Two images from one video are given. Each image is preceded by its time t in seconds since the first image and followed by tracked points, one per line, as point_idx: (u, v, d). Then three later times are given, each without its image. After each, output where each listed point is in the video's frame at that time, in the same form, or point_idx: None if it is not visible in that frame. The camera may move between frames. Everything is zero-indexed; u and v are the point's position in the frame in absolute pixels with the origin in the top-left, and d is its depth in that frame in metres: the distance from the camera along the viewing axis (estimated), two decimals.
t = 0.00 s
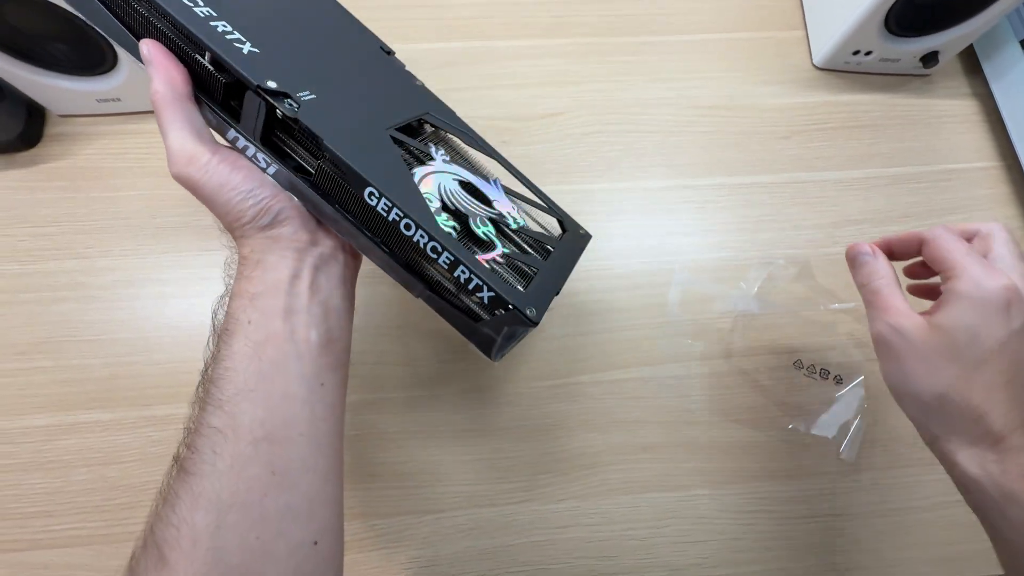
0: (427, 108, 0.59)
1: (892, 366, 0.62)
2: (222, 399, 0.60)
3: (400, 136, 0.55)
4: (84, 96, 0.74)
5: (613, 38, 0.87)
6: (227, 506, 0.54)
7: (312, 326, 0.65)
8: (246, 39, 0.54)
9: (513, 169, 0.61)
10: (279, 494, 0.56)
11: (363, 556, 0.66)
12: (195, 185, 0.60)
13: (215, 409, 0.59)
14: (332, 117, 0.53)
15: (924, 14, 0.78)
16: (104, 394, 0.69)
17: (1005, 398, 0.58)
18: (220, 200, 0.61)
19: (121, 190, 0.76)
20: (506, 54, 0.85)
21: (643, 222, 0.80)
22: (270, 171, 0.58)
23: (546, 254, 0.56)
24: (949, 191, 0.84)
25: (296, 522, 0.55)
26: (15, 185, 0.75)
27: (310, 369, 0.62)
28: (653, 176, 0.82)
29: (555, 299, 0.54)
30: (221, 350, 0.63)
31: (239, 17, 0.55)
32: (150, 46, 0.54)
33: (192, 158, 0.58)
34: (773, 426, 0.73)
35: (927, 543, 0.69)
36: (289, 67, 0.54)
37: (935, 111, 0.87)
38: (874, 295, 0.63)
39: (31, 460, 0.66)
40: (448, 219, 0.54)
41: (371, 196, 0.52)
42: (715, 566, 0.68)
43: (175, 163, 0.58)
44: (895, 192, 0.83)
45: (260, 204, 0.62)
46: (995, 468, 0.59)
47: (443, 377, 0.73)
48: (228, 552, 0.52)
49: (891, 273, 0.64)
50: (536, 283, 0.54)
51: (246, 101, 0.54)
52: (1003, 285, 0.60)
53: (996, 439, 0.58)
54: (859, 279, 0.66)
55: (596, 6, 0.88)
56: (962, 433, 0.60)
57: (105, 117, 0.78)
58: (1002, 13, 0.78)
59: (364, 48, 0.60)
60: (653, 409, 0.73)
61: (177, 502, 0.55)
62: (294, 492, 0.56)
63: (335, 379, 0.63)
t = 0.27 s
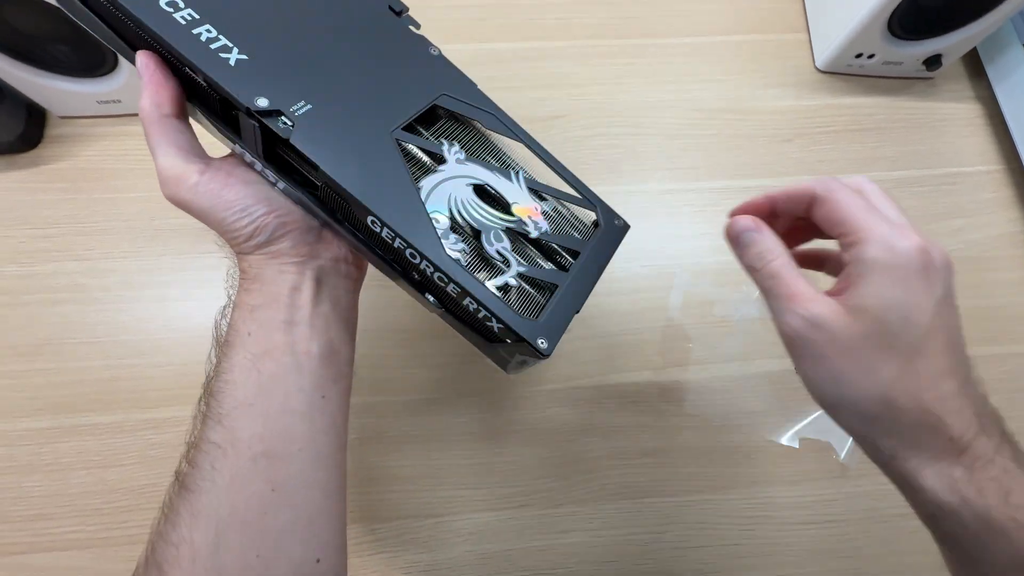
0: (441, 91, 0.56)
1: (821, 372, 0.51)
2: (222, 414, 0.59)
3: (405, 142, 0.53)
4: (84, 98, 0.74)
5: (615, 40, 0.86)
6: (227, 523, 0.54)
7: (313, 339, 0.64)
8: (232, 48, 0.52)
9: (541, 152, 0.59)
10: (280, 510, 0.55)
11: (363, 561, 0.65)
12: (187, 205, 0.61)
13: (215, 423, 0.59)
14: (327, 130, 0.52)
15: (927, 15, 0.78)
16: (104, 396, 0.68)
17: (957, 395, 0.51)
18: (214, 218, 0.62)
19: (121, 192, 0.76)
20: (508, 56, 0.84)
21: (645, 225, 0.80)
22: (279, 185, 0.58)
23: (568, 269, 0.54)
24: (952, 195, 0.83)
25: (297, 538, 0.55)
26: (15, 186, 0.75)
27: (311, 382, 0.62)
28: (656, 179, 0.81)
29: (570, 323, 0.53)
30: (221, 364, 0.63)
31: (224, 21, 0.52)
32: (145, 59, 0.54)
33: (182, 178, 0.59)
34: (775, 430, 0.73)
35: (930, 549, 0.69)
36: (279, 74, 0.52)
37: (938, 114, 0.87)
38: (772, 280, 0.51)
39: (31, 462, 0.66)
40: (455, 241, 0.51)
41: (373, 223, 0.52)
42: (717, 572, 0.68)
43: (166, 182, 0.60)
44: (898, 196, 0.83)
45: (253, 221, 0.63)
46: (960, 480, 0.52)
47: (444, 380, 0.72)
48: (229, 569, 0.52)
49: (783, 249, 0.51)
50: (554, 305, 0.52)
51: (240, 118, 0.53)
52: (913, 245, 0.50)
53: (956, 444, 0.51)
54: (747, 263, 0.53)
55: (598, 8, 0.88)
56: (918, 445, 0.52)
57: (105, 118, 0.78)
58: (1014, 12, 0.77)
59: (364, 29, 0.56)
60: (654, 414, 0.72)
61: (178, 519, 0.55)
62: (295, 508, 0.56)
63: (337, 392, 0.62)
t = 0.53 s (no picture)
0: (450, 80, 0.55)
1: (686, 377, 0.51)
2: (229, 427, 0.60)
3: (413, 145, 0.52)
4: (87, 100, 0.74)
5: (618, 44, 0.87)
6: (235, 540, 0.54)
7: (321, 351, 0.65)
8: (227, 60, 0.50)
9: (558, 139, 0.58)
10: (288, 525, 0.55)
11: (365, 564, 0.65)
12: (192, 219, 0.61)
13: (222, 436, 0.59)
14: (332, 144, 0.50)
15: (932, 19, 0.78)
16: (107, 398, 0.68)
17: (812, 386, 0.52)
18: (218, 232, 0.62)
19: (124, 194, 0.76)
20: (511, 59, 0.85)
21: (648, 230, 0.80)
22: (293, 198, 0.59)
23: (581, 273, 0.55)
24: (954, 200, 0.83)
25: (305, 554, 0.55)
26: (19, 188, 0.75)
27: (319, 395, 0.62)
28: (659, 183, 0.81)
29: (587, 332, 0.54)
30: (228, 377, 0.63)
31: (216, 31, 0.50)
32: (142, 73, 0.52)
33: (185, 192, 0.60)
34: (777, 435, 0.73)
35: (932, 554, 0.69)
36: (277, 83, 0.50)
37: (941, 119, 0.87)
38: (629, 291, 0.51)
39: (34, 464, 0.66)
40: (467, 254, 0.51)
41: (384, 239, 0.51)
42: None
43: (169, 194, 0.61)
44: (900, 201, 0.83)
45: (258, 235, 0.62)
46: (830, 474, 0.51)
47: (446, 384, 0.72)
48: None
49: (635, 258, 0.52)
50: (567, 315, 0.53)
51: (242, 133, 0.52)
52: (748, 240, 0.53)
53: (819, 436, 0.52)
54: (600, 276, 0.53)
55: (602, 12, 0.88)
56: (768, 442, 0.51)
57: (109, 120, 0.78)
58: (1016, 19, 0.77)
59: (364, 22, 0.54)
60: (656, 418, 0.72)
61: (184, 536, 0.55)
62: (303, 523, 0.56)
63: (344, 404, 0.63)
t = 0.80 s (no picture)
0: (464, 91, 0.55)
1: (662, 387, 0.51)
2: (246, 444, 0.60)
3: (431, 164, 0.53)
4: (93, 99, 0.74)
5: (624, 46, 0.86)
6: (250, 558, 0.55)
7: (336, 367, 0.65)
8: (236, 86, 0.48)
9: (575, 146, 0.60)
10: (302, 545, 0.57)
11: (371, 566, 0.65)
12: (209, 233, 0.62)
13: (238, 453, 0.60)
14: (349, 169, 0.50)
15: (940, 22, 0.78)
16: (112, 399, 0.68)
17: (796, 407, 0.52)
18: (236, 248, 0.62)
19: (129, 194, 0.76)
20: (517, 60, 0.84)
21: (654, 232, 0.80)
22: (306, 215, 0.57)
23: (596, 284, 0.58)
24: (960, 203, 0.83)
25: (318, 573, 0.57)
26: (24, 188, 0.75)
27: (334, 412, 0.63)
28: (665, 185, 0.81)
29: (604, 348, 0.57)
30: (244, 392, 0.63)
31: (221, 55, 0.49)
32: (121, 91, 0.53)
33: (203, 207, 0.60)
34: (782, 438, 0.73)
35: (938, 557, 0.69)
36: (291, 109, 0.49)
37: (947, 122, 0.87)
38: (609, 295, 0.51)
39: (39, 465, 0.66)
40: (491, 273, 0.54)
41: (406, 263, 0.52)
42: None
43: (187, 209, 0.60)
44: (906, 204, 0.83)
45: (276, 252, 0.63)
46: (802, 497, 0.52)
47: (452, 386, 0.72)
48: None
49: (618, 260, 0.52)
50: (587, 328, 0.56)
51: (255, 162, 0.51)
52: (749, 242, 0.51)
53: (795, 457, 0.52)
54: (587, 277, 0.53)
55: (609, 14, 0.88)
56: (743, 459, 0.52)
57: (114, 121, 0.78)
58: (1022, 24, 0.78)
59: (372, 36, 0.53)
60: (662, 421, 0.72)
61: (200, 552, 0.56)
62: (316, 544, 0.57)
63: (358, 420, 0.64)
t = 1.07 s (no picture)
0: (460, 85, 0.55)
1: (650, 384, 0.52)
2: (245, 444, 0.60)
3: (430, 162, 0.53)
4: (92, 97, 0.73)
5: (624, 47, 0.86)
6: (249, 560, 0.55)
7: (336, 368, 0.65)
8: (227, 89, 0.48)
9: (575, 136, 0.60)
10: (301, 547, 0.57)
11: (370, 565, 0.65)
12: (208, 233, 0.62)
13: (238, 454, 0.60)
14: (347, 172, 0.50)
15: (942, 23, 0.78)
16: (112, 398, 0.68)
17: (783, 408, 0.51)
18: (234, 248, 0.62)
19: (129, 193, 0.76)
20: (518, 60, 0.85)
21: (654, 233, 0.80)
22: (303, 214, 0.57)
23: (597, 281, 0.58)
24: (960, 204, 0.84)
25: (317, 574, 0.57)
26: (24, 186, 0.75)
27: (333, 413, 0.63)
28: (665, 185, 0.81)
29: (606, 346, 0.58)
30: (243, 393, 0.63)
31: (211, 57, 0.48)
32: (99, 104, 0.52)
33: (199, 207, 0.60)
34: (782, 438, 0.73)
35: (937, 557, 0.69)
36: (285, 112, 0.49)
37: (947, 123, 0.87)
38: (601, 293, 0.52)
39: (38, 464, 0.66)
40: (492, 274, 0.54)
41: (406, 267, 0.53)
42: None
43: (184, 211, 0.61)
44: (906, 205, 0.83)
45: (273, 252, 0.63)
46: (784, 497, 0.52)
47: (452, 385, 0.72)
48: None
49: (611, 258, 0.52)
50: (588, 326, 0.57)
51: (250, 166, 0.50)
52: (742, 242, 0.51)
53: (779, 457, 0.52)
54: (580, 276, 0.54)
55: (610, 14, 0.88)
56: (727, 459, 0.52)
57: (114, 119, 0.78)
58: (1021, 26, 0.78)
59: (365, 32, 0.53)
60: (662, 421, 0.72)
61: (199, 554, 0.56)
62: (316, 545, 0.57)
63: (358, 421, 0.64)
